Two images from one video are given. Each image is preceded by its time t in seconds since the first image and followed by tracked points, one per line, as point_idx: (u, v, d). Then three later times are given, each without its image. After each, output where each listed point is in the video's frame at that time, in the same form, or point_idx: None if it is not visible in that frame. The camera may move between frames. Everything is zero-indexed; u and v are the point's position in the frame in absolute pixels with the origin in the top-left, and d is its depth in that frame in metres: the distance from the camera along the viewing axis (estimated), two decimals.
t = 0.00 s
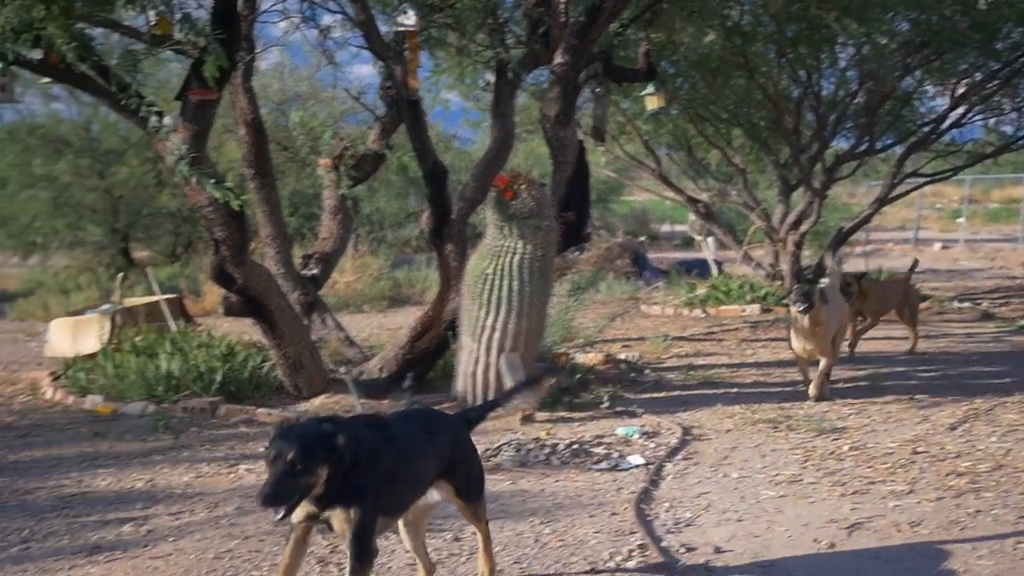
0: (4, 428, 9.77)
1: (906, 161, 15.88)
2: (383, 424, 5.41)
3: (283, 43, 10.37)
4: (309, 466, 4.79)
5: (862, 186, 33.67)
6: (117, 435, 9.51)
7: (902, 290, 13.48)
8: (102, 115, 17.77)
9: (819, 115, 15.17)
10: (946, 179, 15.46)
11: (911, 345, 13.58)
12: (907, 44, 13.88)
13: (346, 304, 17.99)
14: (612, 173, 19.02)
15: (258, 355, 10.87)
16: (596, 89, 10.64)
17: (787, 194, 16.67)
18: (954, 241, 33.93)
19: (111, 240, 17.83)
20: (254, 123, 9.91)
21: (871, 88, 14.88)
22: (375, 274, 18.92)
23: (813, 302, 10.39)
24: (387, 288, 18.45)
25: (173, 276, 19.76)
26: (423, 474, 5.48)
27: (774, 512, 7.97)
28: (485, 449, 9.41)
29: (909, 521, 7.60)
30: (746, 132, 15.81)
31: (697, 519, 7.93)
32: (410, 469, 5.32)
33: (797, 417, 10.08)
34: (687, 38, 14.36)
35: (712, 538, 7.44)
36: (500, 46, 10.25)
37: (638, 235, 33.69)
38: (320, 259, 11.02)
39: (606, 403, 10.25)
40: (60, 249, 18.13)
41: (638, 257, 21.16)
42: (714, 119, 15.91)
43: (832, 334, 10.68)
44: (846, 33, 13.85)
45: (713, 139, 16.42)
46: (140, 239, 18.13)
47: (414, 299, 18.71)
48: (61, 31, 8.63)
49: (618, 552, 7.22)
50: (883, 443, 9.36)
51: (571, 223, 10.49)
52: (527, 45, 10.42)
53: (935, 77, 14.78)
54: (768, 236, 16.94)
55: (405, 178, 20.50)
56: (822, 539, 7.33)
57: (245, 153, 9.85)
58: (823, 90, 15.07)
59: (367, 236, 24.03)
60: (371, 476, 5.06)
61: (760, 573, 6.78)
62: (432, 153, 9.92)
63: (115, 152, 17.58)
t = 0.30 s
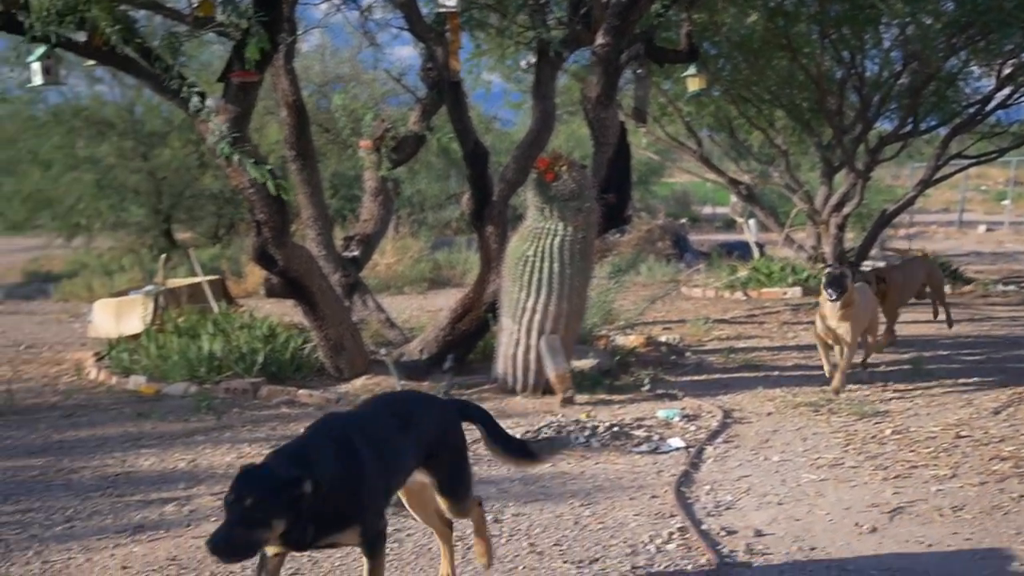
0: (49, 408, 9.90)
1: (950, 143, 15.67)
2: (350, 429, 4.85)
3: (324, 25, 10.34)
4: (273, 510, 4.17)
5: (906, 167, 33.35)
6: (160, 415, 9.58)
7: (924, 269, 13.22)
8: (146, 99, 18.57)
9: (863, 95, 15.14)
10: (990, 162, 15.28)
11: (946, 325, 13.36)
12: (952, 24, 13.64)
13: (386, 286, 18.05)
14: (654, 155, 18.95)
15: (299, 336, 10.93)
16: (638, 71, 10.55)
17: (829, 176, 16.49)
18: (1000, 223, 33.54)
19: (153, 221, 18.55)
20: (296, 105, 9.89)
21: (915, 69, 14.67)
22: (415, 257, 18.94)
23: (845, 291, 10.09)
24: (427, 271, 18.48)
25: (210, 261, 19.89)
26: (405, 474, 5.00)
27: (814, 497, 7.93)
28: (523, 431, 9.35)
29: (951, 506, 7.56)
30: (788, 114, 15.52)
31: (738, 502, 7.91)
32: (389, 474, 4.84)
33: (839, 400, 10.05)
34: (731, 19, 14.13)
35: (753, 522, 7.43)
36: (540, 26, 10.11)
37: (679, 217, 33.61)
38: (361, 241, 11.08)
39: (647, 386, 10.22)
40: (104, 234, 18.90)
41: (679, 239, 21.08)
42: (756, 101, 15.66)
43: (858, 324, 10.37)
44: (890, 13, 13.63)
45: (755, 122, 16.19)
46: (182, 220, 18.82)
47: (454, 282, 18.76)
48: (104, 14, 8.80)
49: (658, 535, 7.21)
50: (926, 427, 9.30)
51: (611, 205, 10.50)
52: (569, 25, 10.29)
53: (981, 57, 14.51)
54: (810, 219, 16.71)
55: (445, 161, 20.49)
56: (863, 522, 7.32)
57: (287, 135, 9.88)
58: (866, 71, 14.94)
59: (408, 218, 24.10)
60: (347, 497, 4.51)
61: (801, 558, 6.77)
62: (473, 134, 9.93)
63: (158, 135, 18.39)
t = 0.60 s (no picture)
0: (91, 393, 9.99)
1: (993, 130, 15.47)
2: (320, 423, 4.79)
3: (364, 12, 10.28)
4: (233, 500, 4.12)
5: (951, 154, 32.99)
6: (201, 401, 9.65)
7: (947, 256, 13.16)
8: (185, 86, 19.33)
9: (905, 81, 14.97)
10: None
11: (951, 314, 13.54)
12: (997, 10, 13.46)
13: (426, 274, 18.09)
14: (694, 142, 18.87)
15: (339, 323, 10.96)
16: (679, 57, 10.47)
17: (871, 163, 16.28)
18: None
19: (194, 207, 19.27)
20: (336, 92, 9.85)
21: (960, 56, 14.49)
22: (454, 244, 18.96)
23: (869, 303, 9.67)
24: (467, 258, 18.51)
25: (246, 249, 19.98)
26: (377, 467, 4.90)
27: (855, 485, 7.88)
28: (563, 418, 9.33)
29: (994, 497, 7.49)
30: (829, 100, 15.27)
31: (778, 490, 7.86)
32: (362, 468, 4.75)
33: (881, 389, 10.00)
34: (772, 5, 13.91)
35: (793, 510, 7.40)
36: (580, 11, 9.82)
37: (719, 204, 33.48)
38: (400, 228, 11.09)
39: (686, 374, 10.21)
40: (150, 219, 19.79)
41: (719, 227, 20.97)
42: (797, 88, 15.45)
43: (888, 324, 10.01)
44: None
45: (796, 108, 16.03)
46: (224, 207, 19.40)
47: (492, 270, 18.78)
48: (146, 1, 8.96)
49: (697, 523, 7.19)
50: (969, 416, 9.22)
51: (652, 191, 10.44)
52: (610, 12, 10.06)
53: None
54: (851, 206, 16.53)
55: (483, 149, 20.46)
56: (905, 512, 7.27)
57: (327, 122, 9.89)
58: (909, 57, 14.79)
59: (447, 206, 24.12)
60: (317, 491, 4.43)
61: (841, 547, 6.74)
62: (513, 122, 9.91)
63: (199, 121, 19.14)
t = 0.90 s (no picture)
0: (127, 378, 10.07)
1: None
2: (289, 413, 4.28)
3: None
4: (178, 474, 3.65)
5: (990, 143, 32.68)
6: (235, 387, 9.69)
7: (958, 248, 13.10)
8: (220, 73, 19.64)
9: (942, 68, 14.83)
10: None
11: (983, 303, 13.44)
12: None
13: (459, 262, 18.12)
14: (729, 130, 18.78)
15: (372, 309, 11.00)
16: (714, 43, 10.43)
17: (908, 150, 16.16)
18: None
19: (229, 195, 19.50)
20: (370, 79, 9.87)
21: (998, 42, 14.34)
22: (487, 232, 18.95)
23: (883, 307, 9.06)
24: (500, 246, 18.53)
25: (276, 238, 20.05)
26: (342, 476, 4.35)
27: (890, 475, 7.84)
28: (596, 406, 9.31)
29: None
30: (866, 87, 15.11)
31: (812, 479, 7.82)
32: (322, 471, 4.22)
33: (916, 378, 9.96)
34: None
35: (826, 499, 7.37)
36: None
37: (753, 193, 33.39)
38: (434, 216, 11.12)
39: (720, 362, 10.19)
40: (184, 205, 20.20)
41: (753, 215, 20.88)
42: (833, 75, 15.23)
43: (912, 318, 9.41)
44: None
45: (832, 96, 15.88)
46: (258, 194, 19.65)
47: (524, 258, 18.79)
48: None
49: (730, 512, 7.16)
50: (1006, 405, 9.16)
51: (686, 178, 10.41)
52: None
53: None
54: (886, 194, 16.41)
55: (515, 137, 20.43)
56: (941, 502, 7.22)
57: (362, 109, 9.94)
58: (947, 43, 14.65)
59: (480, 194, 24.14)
60: (275, 482, 3.92)
61: (875, 536, 6.69)
62: (547, 109, 9.90)
63: (234, 109, 19.32)
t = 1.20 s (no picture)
0: (155, 369, 10.11)
1: None
2: (242, 440, 3.79)
3: None
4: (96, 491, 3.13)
5: None
6: (263, 378, 9.73)
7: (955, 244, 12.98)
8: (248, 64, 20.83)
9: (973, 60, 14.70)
10: None
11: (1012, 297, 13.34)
12: None
13: (487, 254, 18.13)
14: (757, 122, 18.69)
15: (399, 302, 11.03)
16: (742, 35, 10.38)
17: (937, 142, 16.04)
18: None
19: (257, 186, 20.82)
20: (398, 71, 9.86)
21: None
22: (514, 225, 18.94)
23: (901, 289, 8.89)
24: (527, 238, 18.53)
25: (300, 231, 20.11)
26: (295, 517, 3.82)
27: (919, 469, 7.79)
28: (623, 399, 9.29)
29: None
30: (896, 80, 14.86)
31: (841, 473, 7.78)
32: (272, 506, 3.70)
33: (945, 372, 9.92)
34: None
35: (854, 493, 7.33)
36: None
37: (783, 184, 33.25)
38: (461, 208, 11.16)
39: (748, 355, 10.18)
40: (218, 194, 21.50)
41: (781, 207, 20.81)
42: (863, 67, 15.01)
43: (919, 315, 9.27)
44: None
45: (861, 87, 15.75)
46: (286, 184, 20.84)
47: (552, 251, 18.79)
48: None
49: (758, 505, 7.13)
50: None
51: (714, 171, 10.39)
52: None
53: None
54: (915, 187, 16.29)
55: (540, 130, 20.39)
56: (970, 497, 7.17)
57: (389, 101, 9.93)
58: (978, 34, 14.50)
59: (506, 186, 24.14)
60: (211, 512, 3.39)
61: (903, 530, 6.64)
62: (575, 101, 9.89)
63: (263, 101, 20.64)
